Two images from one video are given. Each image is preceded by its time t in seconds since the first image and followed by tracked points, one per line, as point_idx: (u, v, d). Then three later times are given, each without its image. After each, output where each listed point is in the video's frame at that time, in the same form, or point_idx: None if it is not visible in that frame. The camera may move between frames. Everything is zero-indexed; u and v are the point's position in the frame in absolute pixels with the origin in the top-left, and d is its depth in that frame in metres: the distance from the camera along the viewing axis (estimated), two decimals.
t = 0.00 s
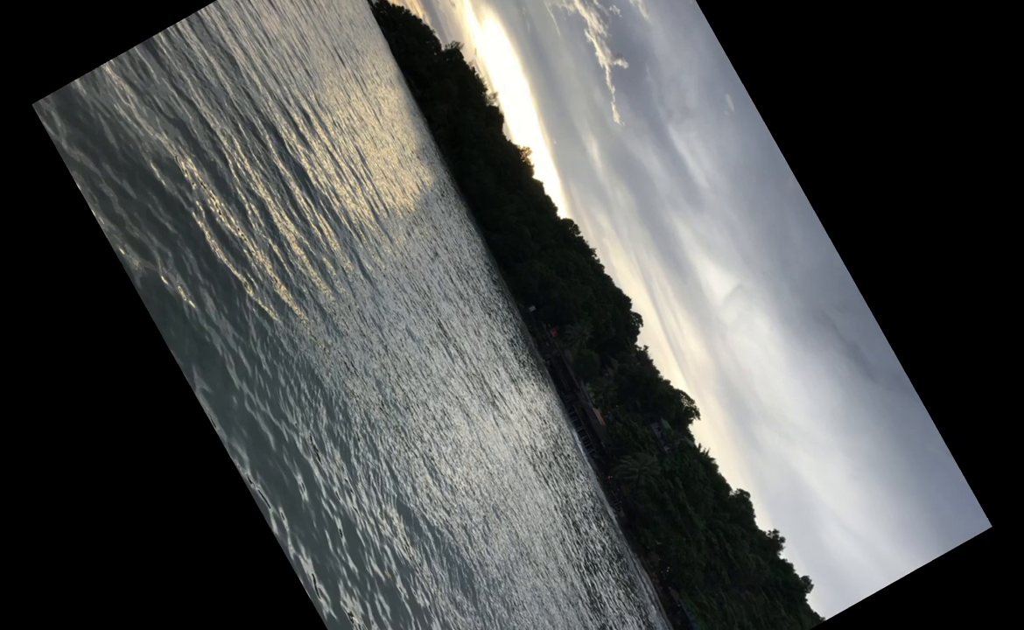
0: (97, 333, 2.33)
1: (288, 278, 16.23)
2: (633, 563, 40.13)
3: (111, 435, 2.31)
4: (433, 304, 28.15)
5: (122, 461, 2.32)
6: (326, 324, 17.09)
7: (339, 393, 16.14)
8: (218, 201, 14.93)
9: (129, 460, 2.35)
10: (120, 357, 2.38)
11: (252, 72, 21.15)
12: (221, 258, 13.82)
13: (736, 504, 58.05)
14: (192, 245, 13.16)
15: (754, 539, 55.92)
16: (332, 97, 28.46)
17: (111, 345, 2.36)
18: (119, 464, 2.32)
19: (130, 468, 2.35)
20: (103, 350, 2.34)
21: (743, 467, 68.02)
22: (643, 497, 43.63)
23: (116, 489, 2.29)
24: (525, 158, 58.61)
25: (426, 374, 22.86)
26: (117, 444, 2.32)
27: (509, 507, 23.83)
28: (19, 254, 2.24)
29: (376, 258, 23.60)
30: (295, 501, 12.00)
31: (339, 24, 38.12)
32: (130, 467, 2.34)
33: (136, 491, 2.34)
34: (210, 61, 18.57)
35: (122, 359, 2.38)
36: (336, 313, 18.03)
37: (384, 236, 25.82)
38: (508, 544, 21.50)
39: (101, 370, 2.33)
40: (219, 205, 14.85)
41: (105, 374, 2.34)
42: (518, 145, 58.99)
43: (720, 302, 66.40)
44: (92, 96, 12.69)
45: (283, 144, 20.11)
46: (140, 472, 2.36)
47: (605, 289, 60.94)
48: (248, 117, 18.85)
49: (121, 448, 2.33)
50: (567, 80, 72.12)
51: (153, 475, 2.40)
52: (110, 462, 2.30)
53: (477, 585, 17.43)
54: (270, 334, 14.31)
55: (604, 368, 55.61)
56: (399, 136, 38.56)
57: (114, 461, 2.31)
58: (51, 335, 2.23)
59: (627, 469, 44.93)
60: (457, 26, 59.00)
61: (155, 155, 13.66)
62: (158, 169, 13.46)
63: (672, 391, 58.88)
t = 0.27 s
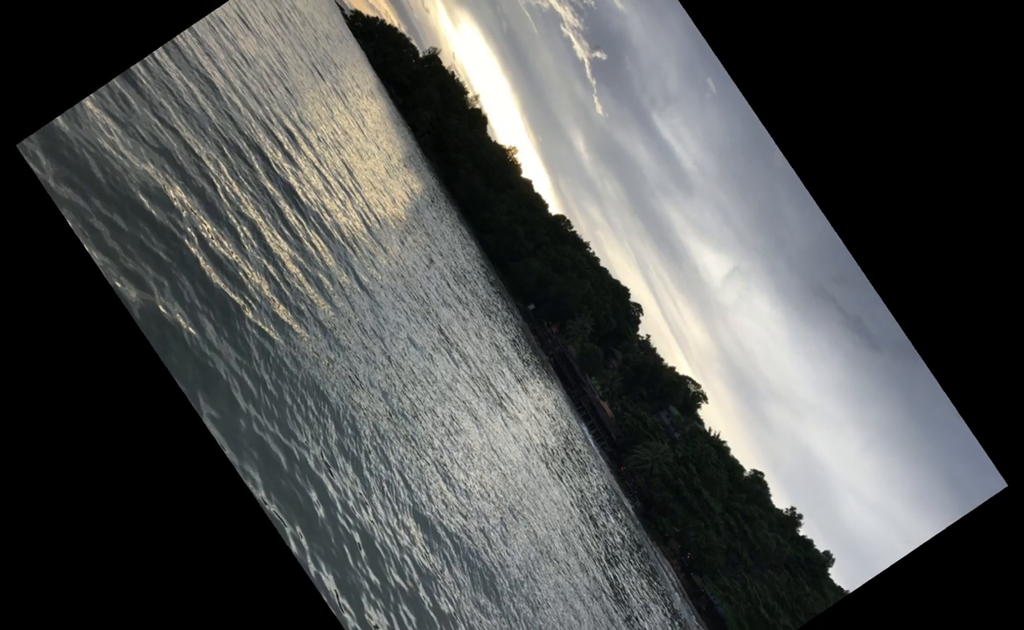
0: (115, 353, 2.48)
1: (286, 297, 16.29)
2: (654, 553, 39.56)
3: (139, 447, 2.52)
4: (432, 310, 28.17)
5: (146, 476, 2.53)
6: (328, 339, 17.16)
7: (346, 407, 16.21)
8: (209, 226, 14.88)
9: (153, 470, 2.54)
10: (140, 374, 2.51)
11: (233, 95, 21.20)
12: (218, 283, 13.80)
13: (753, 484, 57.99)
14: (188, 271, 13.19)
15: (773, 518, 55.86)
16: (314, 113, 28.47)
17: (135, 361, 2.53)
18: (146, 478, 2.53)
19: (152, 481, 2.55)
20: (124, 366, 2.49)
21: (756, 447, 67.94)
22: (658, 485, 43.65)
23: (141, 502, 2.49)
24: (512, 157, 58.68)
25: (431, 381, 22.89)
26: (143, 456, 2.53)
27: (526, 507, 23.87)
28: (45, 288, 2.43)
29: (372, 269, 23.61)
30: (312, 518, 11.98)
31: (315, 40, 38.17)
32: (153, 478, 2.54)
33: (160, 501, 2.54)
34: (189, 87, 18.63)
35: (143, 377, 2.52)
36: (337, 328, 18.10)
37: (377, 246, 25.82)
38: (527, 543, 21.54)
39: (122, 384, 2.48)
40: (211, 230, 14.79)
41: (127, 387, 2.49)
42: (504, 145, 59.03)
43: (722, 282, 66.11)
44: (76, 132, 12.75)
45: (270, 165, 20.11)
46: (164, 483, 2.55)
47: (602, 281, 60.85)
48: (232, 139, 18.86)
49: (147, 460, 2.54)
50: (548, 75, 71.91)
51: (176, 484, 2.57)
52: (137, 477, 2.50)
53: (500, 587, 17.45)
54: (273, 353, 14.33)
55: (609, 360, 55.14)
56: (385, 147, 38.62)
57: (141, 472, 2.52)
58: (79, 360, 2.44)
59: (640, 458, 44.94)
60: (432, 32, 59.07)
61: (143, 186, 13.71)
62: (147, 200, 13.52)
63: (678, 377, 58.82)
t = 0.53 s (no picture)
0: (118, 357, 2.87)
1: (285, 316, 16.36)
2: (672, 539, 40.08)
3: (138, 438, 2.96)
4: (433, 317, 28.24)
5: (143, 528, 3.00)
6: (330, 354, 17.23)
7: (354, 421, 16.32)
8: (203, 252, 14.88)
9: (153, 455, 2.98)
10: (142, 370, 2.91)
11: (216, 119, 21.24)
12: (217, 308, 13.77)
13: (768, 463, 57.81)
14: (185, 299, 13.17)
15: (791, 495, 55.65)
16: (298, 131, 28.58)
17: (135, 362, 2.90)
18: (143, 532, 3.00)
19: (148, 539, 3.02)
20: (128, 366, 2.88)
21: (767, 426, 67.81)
22: (672, 472, 43.75)
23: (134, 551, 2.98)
24: (498, 157, 57.32)
25: (437, 387, 22.98)
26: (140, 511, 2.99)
27: (542, 505, 23.95)
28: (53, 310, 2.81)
29: (368, 281, 23.65)
30: (330, 534, 11.96)
31: (293, 57, 38.21)
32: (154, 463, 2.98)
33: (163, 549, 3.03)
34: (172, 115, 18.84)
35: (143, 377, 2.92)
36: (338, 343, 18.24)
37: (372, 258, 25.86)
38: (546, 542, 21.64)
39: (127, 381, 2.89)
40: (204, 256, 14.78)
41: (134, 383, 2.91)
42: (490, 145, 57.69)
43: (720, 264, 65.90)
44: (62, 169, 12.84)
45: (258, 186, 20.10)
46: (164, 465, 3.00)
47: (599, 273, 60.29)
48: (219, 162, 18.82)
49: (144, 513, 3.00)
50: (529, 72, 71.64)
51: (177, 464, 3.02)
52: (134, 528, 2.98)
53: (523, 587, 17.48)
54: (277, 373, 14.33)
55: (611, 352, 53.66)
56: (372, 158, 38.75)
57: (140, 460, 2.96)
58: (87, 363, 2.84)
59: (653, 446, 44.95)
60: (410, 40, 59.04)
61: (133, 217, 13.73)
62: (138, 231, 13.50)
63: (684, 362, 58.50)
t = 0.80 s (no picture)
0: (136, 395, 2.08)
1: (286, 335, 16.47)
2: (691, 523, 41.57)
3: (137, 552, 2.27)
4: (433, 323, 28.25)
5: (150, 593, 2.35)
6: (333, 368, 17.40)
7: (364, 433, 16.46)
8: (200, 278, 14.89)
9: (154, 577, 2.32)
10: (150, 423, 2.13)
11: (201, 144, 21.20)
12: (217, 332, 13.68)
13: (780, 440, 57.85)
14: (185, 326, 13.14)
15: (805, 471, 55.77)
16: (283, 148, 28.63)
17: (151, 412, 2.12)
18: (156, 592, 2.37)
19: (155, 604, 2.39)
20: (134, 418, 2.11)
21: (774, 404, 67.91)
22: (683, 458, 44.02)
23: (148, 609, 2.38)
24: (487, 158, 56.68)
25: (444, 393, 22.97)
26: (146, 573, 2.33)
27: (558, 502, 24.02)
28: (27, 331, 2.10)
29: (366, 293, 23.78)
30: (349, 549, 11.95)
31: (272, 76, 38.37)
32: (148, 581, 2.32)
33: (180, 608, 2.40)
34: (156, 144, 19.06)
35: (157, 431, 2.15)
36: (340, 357, 18.40)
37: (367, 269, 25.91)
38: (565, 539, 21.69)
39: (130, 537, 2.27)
40: (201, 281, 14.80)
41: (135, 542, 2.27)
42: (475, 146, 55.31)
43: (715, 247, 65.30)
44: (52, 207, 12.91)
45: (247, 207, 20.08)
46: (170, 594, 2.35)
47: (596, 266, 56.94)
48: (208, 187, 18.80)
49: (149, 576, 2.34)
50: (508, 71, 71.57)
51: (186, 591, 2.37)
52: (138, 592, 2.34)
53: (546, 585, 17.61)
54: (282, 392, 14.38)
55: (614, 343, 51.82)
56: (359, 170, 38.89)
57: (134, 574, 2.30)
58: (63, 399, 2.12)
59: (662, 434, 45.14)
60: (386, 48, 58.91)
61: (127, 250, 13.66)
62: (133, 262, 13.46)
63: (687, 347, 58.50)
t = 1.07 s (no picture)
0: (124, 474, 1.78)
1: (289, 353, 16.61)
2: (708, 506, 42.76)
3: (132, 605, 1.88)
4: (434, 329, 28.34)
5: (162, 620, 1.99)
6: (337, 382, 17.62)
7: (372, 445, 16.79)
8: (198, 304, 14.86)
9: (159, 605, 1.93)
10: (130, 511, 1.80)
11: (188, 171, 21.21)
12: (218, 356, 13.68)
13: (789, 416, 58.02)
14: (187, 353, 13.10)
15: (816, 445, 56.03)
16: (270, 168, 28.73)
17: (143, 558, 1.85)
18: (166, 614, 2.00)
19: None
20: (119, 502, 1.79)
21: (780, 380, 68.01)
22: (694, 443, 44.49)
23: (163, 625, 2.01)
24: (473, 160, 52.55)
25: (450, 398, 23.07)
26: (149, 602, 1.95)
27: (574, 497, 24.15)
28: (20, 399, 1.76)
29: (365, 305, 23.87)
30: (369, 562, 11.97)
31: (254, 97, 38.57)
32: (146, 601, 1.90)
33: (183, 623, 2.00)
34: (143, 174, 18.98)
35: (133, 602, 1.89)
36: (345, 372, 18.59)
37: (363, 280, 26.06)
38: (584, 533, 21.89)
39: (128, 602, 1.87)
40: (199, 306, 14.79)
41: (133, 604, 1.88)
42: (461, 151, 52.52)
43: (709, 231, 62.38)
44: (45, 246, 12.77)
45: (239, 229, 20.10)
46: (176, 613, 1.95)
47: (592, 259, 55.16)
48: (198, 213, 18.81)
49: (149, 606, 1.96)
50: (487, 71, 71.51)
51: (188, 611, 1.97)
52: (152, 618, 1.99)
53: (568, 581, 17.99)
54: (290, 411, 14.48)
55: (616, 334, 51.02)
56: (349, 184, 39.04)
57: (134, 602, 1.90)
58: (60, 480, 1.80)
59: (673, 420, 45.94)
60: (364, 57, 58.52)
61: (122, 282, 13.51)
62: (130, 294, 13.32)
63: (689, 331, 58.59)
